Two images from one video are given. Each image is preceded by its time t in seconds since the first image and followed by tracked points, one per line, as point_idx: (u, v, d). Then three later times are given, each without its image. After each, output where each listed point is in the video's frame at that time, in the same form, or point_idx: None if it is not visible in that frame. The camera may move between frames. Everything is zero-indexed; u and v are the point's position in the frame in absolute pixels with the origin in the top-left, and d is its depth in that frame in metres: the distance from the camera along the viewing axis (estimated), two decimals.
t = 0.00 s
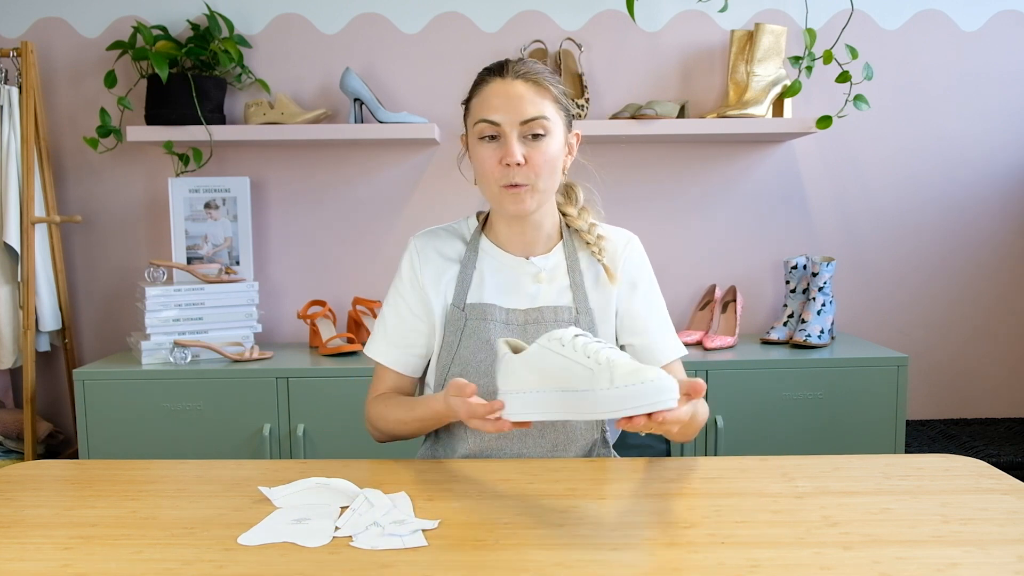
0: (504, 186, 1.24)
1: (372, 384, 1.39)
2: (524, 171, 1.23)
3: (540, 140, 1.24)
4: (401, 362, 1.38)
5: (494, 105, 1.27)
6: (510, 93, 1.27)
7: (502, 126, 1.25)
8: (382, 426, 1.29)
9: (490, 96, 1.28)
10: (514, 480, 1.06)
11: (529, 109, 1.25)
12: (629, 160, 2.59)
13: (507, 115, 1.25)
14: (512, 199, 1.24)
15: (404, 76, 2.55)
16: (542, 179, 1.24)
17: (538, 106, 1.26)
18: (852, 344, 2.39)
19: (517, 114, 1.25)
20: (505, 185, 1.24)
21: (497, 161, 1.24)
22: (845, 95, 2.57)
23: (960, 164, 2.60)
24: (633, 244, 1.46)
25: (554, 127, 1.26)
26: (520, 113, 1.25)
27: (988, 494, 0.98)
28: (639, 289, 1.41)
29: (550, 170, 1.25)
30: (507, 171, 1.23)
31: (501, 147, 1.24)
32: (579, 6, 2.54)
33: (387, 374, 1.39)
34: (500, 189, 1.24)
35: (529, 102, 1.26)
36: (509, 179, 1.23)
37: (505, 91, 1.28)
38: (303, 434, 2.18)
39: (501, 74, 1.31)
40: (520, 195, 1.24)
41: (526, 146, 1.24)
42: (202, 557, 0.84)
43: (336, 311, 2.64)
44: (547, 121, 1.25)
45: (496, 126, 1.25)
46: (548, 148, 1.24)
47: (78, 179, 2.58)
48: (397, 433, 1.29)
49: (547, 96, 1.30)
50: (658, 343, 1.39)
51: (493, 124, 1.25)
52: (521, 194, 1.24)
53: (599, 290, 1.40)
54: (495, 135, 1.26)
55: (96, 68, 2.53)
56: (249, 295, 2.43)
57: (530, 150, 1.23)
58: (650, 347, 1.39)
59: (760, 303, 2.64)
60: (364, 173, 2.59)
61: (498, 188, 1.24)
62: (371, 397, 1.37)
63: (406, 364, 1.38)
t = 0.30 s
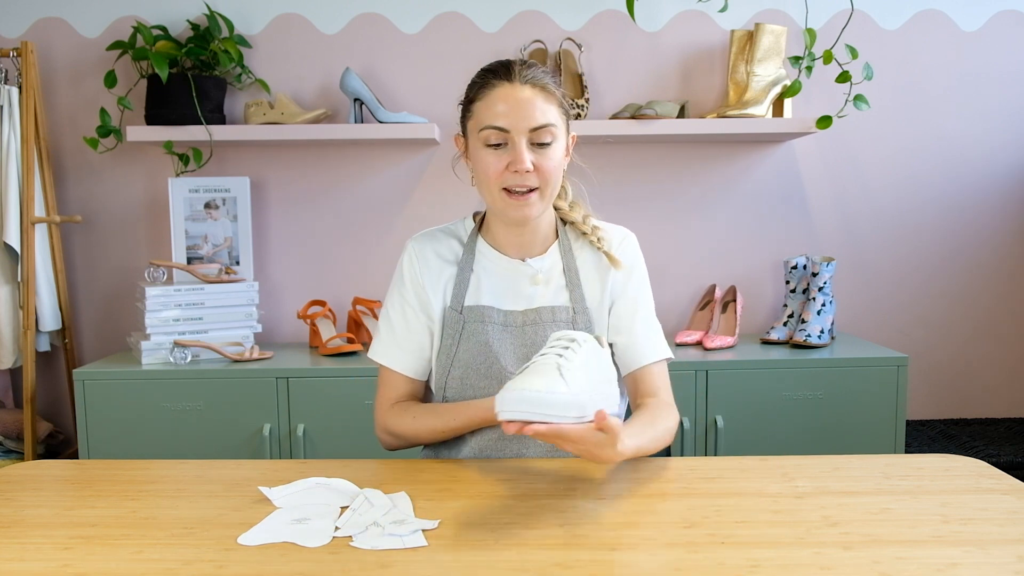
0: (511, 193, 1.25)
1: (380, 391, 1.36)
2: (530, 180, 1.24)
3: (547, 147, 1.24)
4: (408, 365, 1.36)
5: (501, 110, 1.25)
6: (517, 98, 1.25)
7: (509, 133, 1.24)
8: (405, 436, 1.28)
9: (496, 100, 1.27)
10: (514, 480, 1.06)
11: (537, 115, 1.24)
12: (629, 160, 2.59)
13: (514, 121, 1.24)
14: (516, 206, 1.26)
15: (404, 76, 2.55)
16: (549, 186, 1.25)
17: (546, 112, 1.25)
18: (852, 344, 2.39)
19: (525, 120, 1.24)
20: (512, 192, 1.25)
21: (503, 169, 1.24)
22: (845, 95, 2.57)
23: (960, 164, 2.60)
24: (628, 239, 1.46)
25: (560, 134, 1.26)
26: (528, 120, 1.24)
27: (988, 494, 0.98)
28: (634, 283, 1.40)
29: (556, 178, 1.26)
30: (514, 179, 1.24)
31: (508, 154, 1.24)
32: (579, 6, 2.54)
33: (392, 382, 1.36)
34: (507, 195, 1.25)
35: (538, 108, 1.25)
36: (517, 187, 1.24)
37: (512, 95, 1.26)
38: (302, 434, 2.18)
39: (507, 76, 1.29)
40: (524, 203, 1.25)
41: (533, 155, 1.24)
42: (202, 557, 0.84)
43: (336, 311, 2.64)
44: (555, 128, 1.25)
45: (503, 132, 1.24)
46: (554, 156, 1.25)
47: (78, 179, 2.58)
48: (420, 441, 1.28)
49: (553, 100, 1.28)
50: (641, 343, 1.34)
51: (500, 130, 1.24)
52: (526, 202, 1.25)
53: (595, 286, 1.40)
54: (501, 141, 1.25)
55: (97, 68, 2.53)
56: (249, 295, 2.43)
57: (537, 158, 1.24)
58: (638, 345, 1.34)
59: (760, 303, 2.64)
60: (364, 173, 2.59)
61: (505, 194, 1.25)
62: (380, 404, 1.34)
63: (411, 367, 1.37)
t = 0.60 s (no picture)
0: (499, 202, 1.26)
1: (382, 396, 1.37)
2: (518, 189, 1.24)
3: (535, 157, 1.24)
4: (409, 369, 1.37)
5: (488, 120, 1.24)
6: (505, 108, 1.24)
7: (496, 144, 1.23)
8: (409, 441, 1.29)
9: (484, 109, 1.25)
10: (513, 480, 1.06)
11: (525, 125, 1.23)
12: (629, 160, 2.59)
13: (503, 132, 1.23)
14: (505, 214, 1.26)
15: (404, 76, 2.55)
16: (538, 195, 1.26)
17: (534, 122, 1.24)
18: (852, 345, 2.39)
19: (513, 130, 1.23)
20: (501, 201, 1.25)
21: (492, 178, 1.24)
22: (845, 95, 2.57)
23: (960, 164, 2.60)
24: (624, 234, 1.45)
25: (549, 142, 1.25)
26: (516, 130, 1.22)
27: (988, 494, 0.98)
28: (632, 279, 1.40)
29: (545, 186, 1.26)
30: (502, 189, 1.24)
31: (496, 164, 1.23)
32: (579, 6, 2.54)
33: (394, 386, 1.37)
34: (496, 204, 1.26)
35: (526, 117, 1.24)
36: (505, 196, 1.25)
37: (501, 105, 1.25)
38: (302, 434, 2.18)
39: (495, 83, 1.27)
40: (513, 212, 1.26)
41: (521, 165, 1.23)
42: (202, 557, 0.84)
43: (336, 311, 2.64)
44: (543, 137, 1.24)
45: (490, 143, 1.23)
46: (543, 165, 1.25)
47: (78, 180, 2.58)
48: (423, 446, 1.28)
49: (543, 107, 1.27)
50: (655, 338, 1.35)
51: (487, 140, 1.23)
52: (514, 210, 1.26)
53: (592, 284, 1.40)
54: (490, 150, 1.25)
55: (96, 68, 2.53)
56: (250, 295, 2.43)
57: (525, 168, 1.24)
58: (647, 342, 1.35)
59: (760, 303, 2.64)
60: (364, 173, 2.59)
61: (494, 203, 1.26)
62: (383, 410, 1.34)
63: (412, 371, 1.37)
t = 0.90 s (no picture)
0: (498, 209, 1.26)
1: (381, 396, 1.37)
2: (517, 197, 1.24)
3: (533, 165, 1.24)
4: (406, 369, 1.37)
5: (486, 127, 1.23)
6: (503, 115, 1.23)
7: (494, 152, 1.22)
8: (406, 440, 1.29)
9: (482, 116, 1.24)
10: (513, 480, 1.06)
11: (523, 133, 1.22)
12: (629, 160, 2.59)
13: (500, 140, 1.22)
14: (503, 221, 1.27)
15: (404, 76, 2.55)
16: (536, 201, 1.26)
17: (531, 129, 1.23)
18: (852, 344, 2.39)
19: (511, 138, 1.22)
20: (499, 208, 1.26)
21: (490, 186, 1.24)
22: (845, 95, 2.57)
23: (960, 164, 2.60)
24: (622, 233, 1.45)
25: (547, 149, 1.25)
26: (513, 138, 1.22)
27: (987, 494, 0.98)
28: (629, 279, 1.40)
29: (543, 193, 1.26)
30: (500, 197, 1.24)
31: (494, 172, 1.23)
32: (579, 6, 2.54)
33: (393, 386, 1.37)
34: (494, 210, 1.26)
35: (525, 125, 1.23)
36: (503, 203, 1.25)
37: (499, 112, 1.24)
38: (303, 433, 2.18)
39: (493, 89, 1.26)
40: (512, 219, 1.27)
41: (519, 172, 1.23)
42: (202, 557, 0.84)
43: (336, 311, 2.64)
44: (541, 144, 1.23)
45: (488, 151, 1.23)
46: (541, 171, 1.25)
47: (78, 180, 2.58)
48: (422, 446, 1.28)
49: (540, 114, 1.26)
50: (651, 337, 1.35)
51: (485, 148, 1.23)
52: (513, 217, 1.26)
53: (590, 284, 1.40)
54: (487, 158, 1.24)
55: (97, 68, 2.53)
56: (250, 295, 2.43)
57: (523, 175, 1.24)
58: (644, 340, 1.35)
59: (760, 303, 2.64)
60: (364, 173, 2.59)
61: (492, 209, 1.26)
62: (382, 410, 1.34)
63: (410, 371, 1.38)
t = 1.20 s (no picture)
0: (500, 210, 1.26)
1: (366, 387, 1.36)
2: (519, 200, 1.25)
3: (536, 168, 1.24)
4: (401, 368, 1.36)
5: (488, 131, 1.23)
6: (506, 119, 1.23)
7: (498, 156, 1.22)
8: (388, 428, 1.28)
9: (484, 119, 1.24)
10: (513, 480, 1.06)
11: (525, 137, 1.22)
12: (629, 160, 2.59)
13: (503, 145, 1.22)
14: (506, 222, 1.27)
15: (404, 76, 2.55)
16: (539, 203, 1.26)
17: (535, 133, 1.23)
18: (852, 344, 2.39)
19: (514, 142, 1.21)
20: (502, 210, 1.26)
21: (492, 189, 1.24)
22: (845, 95, 2.56)
23: (960, 164, 2.60)
24: (623, 233, 1.45)
25: (550, 151, 1.25)
26: (517, 142, 1.21)
27: (987, 494, 0.98)
28: (629, 279, 1.39)
29: (546, 195, 1.27)
30: (503, 200, 1.24)
31: (496, 176, 1.23)
32: (579, 6, 2.54)
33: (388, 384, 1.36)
34: (497, 212, 1.26)
35: (528, 129, 1.22)
36: (506, 206, 1.25)
37: (502, 116, 1.23)
38: (302, 433, 2.18)
39: (495, 92, 1.25)
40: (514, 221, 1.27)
41: (521, 176, 1.23)
42: (202, 557, 0.84)
43: (336, 311, 2.64)
44: (544, 148, 1.23)
45: (491, 155, 1.23)
46: (543, 174, 1.25)
47: (78, 180, 2.58)
48: (397, 436, 1.27)
49: (543, 117, 1.25)
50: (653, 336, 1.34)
51: (487, 152, 1.23)
52: (516, 218, 1.27)
53: (590, 283, 1.40)
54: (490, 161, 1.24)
55: (97, 68, 2.53)
56: (250, 295, 2.43)
57: (526, 178, 1.23)
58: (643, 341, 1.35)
59: (760, 303, 2.64)
60: (363, 173, 2.59)
61: (495, 211, 1.27)
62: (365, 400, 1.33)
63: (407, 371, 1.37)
